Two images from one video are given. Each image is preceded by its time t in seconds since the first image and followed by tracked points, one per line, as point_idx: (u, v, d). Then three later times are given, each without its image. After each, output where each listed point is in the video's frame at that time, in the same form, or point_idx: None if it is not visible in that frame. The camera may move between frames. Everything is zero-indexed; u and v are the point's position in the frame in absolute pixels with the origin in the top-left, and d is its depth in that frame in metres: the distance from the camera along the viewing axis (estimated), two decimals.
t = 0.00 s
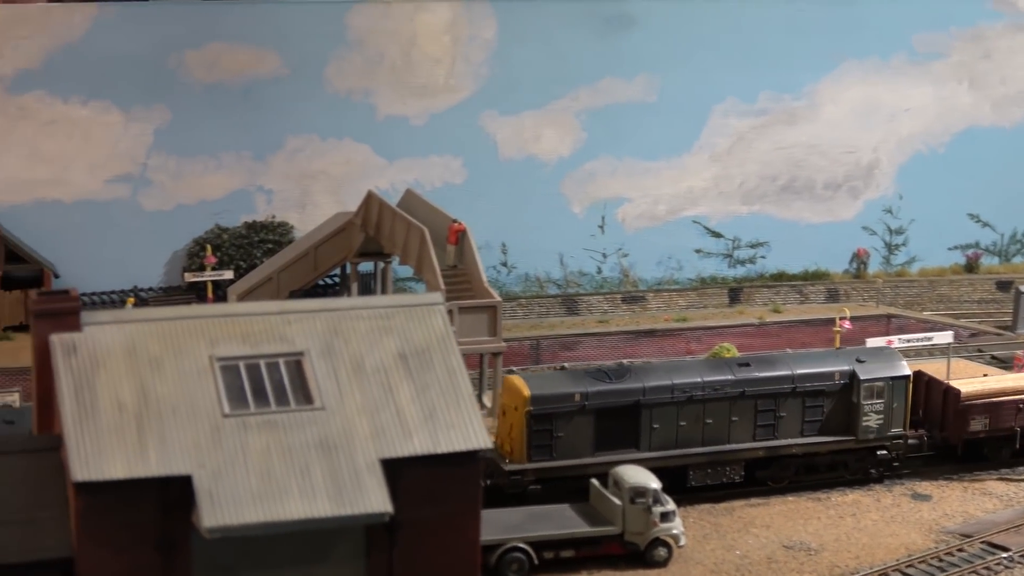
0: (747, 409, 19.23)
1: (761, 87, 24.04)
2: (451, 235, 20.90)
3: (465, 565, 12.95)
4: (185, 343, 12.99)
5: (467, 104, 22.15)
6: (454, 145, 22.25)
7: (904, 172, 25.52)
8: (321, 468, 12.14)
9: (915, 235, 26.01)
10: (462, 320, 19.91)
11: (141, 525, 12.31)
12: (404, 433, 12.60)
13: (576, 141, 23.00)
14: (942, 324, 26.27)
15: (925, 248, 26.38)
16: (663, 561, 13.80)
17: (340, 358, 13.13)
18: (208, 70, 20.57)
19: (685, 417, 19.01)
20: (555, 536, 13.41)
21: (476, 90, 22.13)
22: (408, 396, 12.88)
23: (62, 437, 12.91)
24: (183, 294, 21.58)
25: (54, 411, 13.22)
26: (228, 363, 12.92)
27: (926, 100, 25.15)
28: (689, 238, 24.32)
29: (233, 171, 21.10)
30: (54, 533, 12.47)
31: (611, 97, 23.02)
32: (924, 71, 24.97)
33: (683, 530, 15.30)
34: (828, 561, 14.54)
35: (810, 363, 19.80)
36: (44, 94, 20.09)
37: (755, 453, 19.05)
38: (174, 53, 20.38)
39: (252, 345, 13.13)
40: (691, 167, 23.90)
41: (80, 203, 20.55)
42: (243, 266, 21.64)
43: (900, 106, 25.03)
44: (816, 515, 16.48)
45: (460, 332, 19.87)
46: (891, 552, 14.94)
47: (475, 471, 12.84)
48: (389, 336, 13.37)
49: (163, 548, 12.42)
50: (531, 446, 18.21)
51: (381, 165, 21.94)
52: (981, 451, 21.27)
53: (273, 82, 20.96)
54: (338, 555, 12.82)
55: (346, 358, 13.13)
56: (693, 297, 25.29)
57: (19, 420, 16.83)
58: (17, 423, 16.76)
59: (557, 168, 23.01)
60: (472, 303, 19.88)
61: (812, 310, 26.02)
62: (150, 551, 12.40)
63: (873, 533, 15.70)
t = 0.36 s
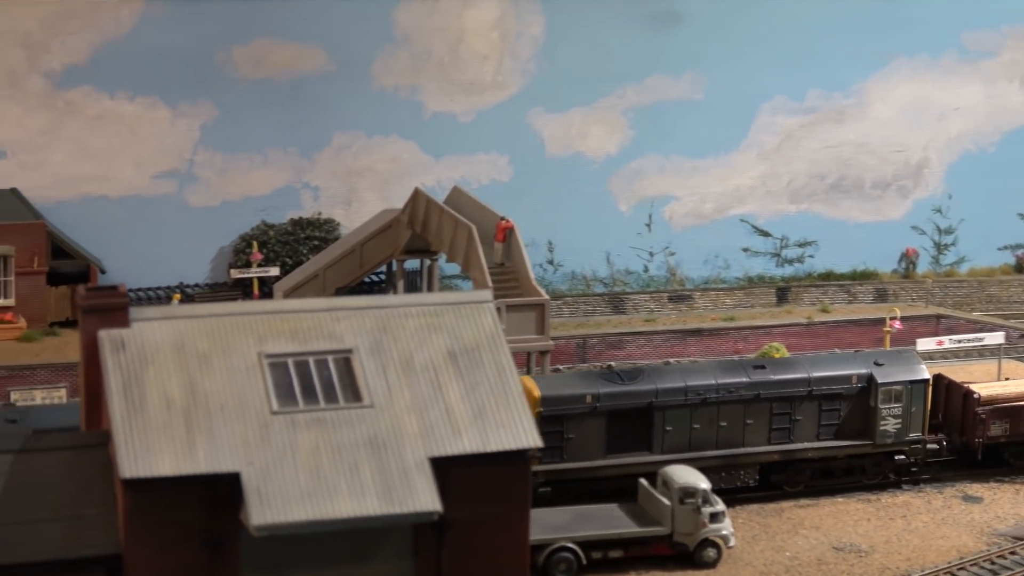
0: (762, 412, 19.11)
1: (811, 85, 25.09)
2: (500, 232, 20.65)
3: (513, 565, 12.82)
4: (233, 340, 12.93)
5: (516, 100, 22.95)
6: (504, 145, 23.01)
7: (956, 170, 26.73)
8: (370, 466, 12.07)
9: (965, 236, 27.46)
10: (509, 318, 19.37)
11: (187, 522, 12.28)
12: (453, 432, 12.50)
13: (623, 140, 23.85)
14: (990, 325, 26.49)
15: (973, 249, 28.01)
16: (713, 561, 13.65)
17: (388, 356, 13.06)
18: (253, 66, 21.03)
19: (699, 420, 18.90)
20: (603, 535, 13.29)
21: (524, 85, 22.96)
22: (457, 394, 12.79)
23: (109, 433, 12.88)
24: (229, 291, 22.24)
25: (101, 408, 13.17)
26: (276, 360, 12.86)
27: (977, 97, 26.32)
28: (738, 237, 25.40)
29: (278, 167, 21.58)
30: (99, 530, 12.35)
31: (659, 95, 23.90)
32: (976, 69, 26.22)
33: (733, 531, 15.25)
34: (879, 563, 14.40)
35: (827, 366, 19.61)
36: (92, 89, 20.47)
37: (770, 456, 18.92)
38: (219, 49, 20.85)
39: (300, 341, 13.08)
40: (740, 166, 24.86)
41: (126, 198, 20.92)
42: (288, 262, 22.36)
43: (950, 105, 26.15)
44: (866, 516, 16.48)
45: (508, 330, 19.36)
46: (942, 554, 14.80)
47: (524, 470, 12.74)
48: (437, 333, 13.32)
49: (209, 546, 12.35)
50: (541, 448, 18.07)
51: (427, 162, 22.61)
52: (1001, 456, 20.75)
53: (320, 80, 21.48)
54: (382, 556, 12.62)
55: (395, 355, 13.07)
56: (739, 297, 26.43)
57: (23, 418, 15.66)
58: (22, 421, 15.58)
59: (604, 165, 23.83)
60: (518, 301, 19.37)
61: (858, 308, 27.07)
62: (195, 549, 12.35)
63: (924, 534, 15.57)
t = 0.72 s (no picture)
0: (785, 413, 19.01)
1: (865, 82, 25.69)
2: (553, 229, 20.89)
3: (572, 565, 12.68)
4: (290, 336, 12.88)
5: (565, 97, 23.81)
6: (556, 142, 23.89)
7: (1010, 169, 27.29)
8: (427, 465, 12.00)
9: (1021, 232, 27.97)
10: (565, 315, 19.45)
11: (246, 520, 12.22)
12: (511, 430, 12.41)
13: (677, 136, 24.62)
14: None
15: None
16: (771, 561, 13.60)
17: (445, 354, 12.98)
18: (306, 63, 22.10)
19: (720, 421, 18.84)
20: (660, 535, 13.24)
21: (575, 82, 23.79)
22: (515, 391, 12.69)
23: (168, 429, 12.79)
24: (281, 289, 23.06)
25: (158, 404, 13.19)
26: (333, 357, 12.80)
27: None
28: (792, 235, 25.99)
29: (331, 165, 22.62)
30: (158, 527, 12.30)
31: (712, 92, 24.63)
32: None
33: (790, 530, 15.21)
34: (938, 563, 14.29)
35: (851, 367, 19.50)
36: (144, 85, 21.44)
37: (793, 458, 18.81)
38: (273, 47, 21.87)
39: (358, 338, 13.02)
40: (794, 163, 25.51)
41: (178, 195, 21.87)
42: (340, 260, 23.27)
43: (1006, 101, 26.75)
44: (924, 516, 16.33)
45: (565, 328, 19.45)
46: (1002, 555, 14.66)
47: (583, 468, 12.61)
48: (494, 331, 13.22)
49: (269, 544, 12.28)
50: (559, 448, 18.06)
51: (479, 159, 23.45)
52: None
53: (375, 75, 22.55)
54: (440, 554, 12.51)
55: (452, 353, 12.98)
56: (793, 295, 26.92)
57: (35, 417, 15.80)
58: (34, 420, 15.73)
59: (656, 162, 24.67)
60: (574, 300, 19.35)
61: (914, 307, 27.58)
62: (254, 547, 12.28)
63: (983, 535, 15.43)
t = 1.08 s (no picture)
0: (809, 416, 19.23)
1: (922, 82, 27.07)
2: (612, 229, 20.75)
3: (634, 565, 12.65)
4: (354, 335, 12.89)
5: (622, 96, 25.39)
6: (611, 141, 25.50)
7: None
8: (492, 464, 11.98)
9: None
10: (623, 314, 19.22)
11: (311, 517, 12.24)
12: (575, 429, 12.38)
13: (734, 134, 26.05)
14: None
15: None
16: (832, 562, 13.68)
17: (509, 352, 12.96)
18: (365, 60, 23.86)
19: (744, 424, 19.06)
20: (721, 535, 13.31)
21: (632, 79, 25.35)
22: (579, 390, 12.68)
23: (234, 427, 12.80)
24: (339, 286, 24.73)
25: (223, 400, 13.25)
26: (397, 356, 12.81)
27: None
28: (849, 233, 27.31)
29: (389, 164, 24.37)
30: (222, 525, 12.31)
31: (770, 90, 26.06)
32: None
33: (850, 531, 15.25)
34: (1000, 565, 14.27)
35: (876, 370, 19.69)
36: (203, 83, 23.25)
37: (817, 461, 18.97)
38: (332, 45, 23.70)
39: (422, 336, 13.02)
40: (852, 162, 26.94)
41: (237, 193, 23.68)
42: (397, 257, 24.73)
43: None
44: (984, 519, 16.26)
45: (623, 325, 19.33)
46: None
47: (646, 468, 12.57)
48: (558, 330, 13.19)
49: (334, 542, 12.28)
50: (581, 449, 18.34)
51: (536, 157, 25.14)
52: None
53: (432, 74, 24.26)
54: (504, 553, 12.49)
55: (515, 352, 12.96)
56: (850, 294, 27.87)
57: (53, 417, 15.75)
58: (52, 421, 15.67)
59: (712, 163, 26.11)
60: (633, 298, 19.33)
61: (972, 307, 28.46)
62: (319, 544, 12.29)
63: None
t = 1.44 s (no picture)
0: (829, 418, 18.37)
1: (978, 81, 24.60)
2: (669, 228, 19.34)
3: (694, 563, 12.68)
4: (414, 332, 12.87)
5: (677, 95, 23.00)
6: (667, 139, 23.06)
7: None
8: (552, 462, 12.00)
9: None
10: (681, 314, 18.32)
11: (373, 514, 12.26)
12: (635, 428, 12.39)
13: (789, 134, 23.63)
14: None
15: None
16: (889, 563, 13.74)
17: (569, 350, 12.93)
18: (421, 59, 21.71)
19: (762, 426, 18.26)
20: (779, 535, 13.38)
21: (689, 78, 22.97)
22: (639, 389, 12.66)
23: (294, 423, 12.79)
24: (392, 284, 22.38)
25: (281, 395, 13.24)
26: (457, 353, 12.79)
27: None
28: (902, 235, 24.71)
29: (443, 161, 22.09)
30: (284, 520, 12.42)
31: (825, 90, 23.73)
32: None
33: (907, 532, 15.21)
34: None
35: (897, 372, 18.76)
36: (260, 81, 21.01)
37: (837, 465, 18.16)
38: (387, 43, 21.52)
39: (482, 334, 12.98)
40: (907, 161, 24.46)
41: (295, 190, 21.43)
42: (451, 257, 22.36)
43: None
44: None
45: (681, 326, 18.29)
46: None
47: (706, 467, 12.57)
48: (618, 328, 13.14)
49: (395, 539, 12.31)
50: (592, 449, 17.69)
51: (591, 156, 22.77)
52: None
53: (487, 72, 22.04)
54: (564, 550, 12.50)
55: (575, 350, 12.93)
56: (904, 295, 25.06)
57: (68, 412, 15.91)
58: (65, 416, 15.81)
59: (767, 161, 23.61)
60: (691, 297, 18.23)
61: None
62: (380, 541, 12.32)
63: None
